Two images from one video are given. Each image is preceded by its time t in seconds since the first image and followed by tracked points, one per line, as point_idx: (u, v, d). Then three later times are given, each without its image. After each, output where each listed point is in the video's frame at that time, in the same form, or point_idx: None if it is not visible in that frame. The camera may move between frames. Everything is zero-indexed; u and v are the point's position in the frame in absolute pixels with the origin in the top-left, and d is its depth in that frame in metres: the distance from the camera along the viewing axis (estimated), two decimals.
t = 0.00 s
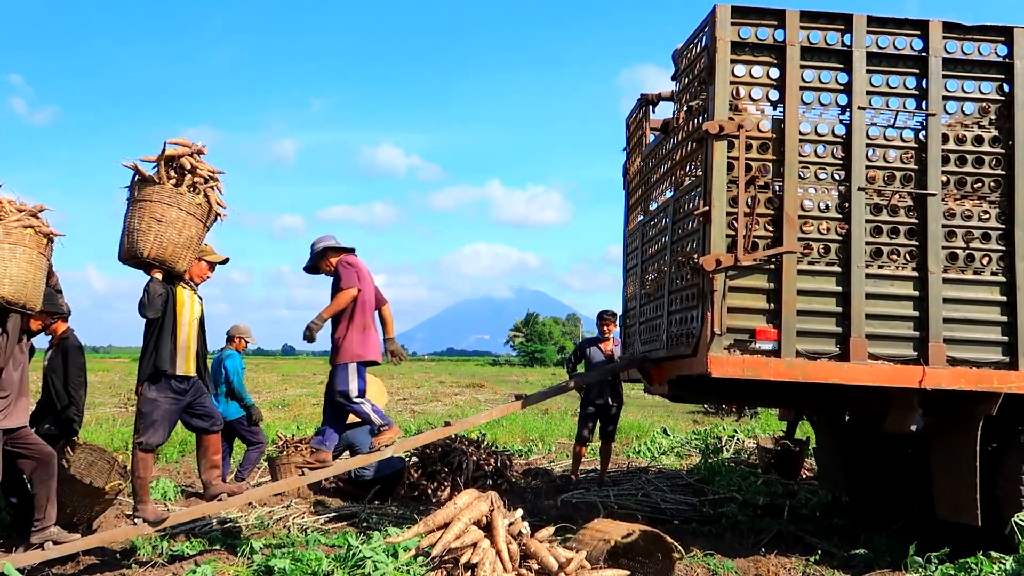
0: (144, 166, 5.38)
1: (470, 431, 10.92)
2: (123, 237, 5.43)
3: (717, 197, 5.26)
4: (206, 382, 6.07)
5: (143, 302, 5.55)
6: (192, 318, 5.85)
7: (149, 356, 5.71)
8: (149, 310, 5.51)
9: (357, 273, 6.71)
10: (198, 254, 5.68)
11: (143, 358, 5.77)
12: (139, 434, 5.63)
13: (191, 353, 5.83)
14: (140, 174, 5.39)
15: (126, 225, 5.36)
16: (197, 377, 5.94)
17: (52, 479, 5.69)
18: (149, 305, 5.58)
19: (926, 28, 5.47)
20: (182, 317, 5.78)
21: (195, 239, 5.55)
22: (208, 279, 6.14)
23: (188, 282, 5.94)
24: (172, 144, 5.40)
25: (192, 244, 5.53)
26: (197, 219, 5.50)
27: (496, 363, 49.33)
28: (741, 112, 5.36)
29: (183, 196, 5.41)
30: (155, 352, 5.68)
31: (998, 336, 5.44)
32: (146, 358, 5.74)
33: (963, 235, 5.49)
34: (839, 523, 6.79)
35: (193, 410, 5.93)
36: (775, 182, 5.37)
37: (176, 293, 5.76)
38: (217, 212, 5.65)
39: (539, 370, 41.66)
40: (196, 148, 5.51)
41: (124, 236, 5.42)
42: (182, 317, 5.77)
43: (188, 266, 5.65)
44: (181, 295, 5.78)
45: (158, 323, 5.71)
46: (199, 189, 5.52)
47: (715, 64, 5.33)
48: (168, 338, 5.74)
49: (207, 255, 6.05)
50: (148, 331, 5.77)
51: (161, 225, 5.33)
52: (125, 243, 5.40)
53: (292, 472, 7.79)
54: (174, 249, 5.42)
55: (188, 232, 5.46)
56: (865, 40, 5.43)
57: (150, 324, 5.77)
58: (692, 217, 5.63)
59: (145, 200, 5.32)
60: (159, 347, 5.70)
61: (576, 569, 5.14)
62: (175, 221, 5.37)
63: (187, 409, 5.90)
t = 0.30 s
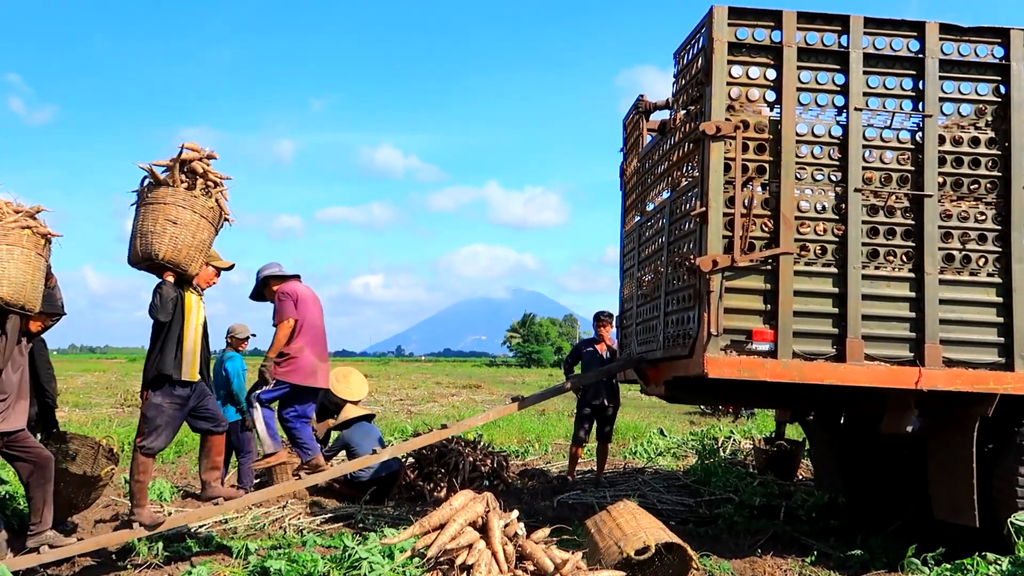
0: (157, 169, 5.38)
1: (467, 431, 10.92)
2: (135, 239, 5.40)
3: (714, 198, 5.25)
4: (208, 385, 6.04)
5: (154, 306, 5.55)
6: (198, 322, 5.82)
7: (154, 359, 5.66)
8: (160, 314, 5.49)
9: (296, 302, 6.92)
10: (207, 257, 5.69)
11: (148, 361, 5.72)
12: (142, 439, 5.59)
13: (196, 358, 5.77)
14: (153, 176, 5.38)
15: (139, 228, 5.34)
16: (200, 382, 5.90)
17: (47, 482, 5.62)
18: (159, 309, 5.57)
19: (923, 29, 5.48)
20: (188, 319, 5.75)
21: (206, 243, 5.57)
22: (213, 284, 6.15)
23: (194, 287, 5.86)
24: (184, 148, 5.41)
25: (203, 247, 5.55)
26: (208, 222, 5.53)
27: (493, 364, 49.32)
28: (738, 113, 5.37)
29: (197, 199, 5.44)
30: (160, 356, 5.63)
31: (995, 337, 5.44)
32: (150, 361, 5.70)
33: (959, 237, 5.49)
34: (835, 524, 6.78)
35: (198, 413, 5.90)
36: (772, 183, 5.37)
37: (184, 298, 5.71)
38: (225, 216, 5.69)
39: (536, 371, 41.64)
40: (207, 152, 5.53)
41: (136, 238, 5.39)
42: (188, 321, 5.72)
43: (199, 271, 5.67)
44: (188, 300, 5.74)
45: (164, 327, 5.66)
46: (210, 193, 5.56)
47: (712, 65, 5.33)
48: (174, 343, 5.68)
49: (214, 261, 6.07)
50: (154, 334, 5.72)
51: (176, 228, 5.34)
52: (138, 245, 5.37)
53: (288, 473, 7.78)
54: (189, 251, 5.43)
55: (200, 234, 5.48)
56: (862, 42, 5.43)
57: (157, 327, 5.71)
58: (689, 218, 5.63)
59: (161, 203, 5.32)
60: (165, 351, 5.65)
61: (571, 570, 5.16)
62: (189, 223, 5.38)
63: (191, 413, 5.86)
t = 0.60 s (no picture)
0: (185, 165, 5.33)
1: (461, 432, 10.92)
2: (162, 234, 5.33)
3: (709, 197, 5.25)
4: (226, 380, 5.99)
5: (183, 299, 5.49)
6: (220, 316, 5.85)
7: (177, 349, 5.64)
8: (189, 309, 5.43)
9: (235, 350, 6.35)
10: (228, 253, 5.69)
11: (169, 350, 5.70)
12: (152, 427, 5.54)
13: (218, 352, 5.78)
14: (181, 171, 5.33)
15: (167, 223, 5.29)
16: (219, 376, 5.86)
17: (45, 474, 5.68)
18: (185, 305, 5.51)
19: (918, 29, 5.49)
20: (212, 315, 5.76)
21: (231, 239, 5.58)
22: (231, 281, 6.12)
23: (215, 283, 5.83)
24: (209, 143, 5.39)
25: (228, 243, 5.56)
26: (233, 218, 5.53)
27: (488, 364, 49.31)
28: (734, 112, 5.37)
29: (226, 196, 5.45)
30: (185, 347, 5.62)
31: (989, 337, 5.46)
32: (172, 350, 5.68)
33: (954, 236, 5.50)
34: (830, 523, 6.79)
35: (214, 407, 5.82)
36: (767, 182, 5.38)
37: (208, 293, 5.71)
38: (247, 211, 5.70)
39: (531, 371, 41.66)
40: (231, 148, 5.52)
41: (162, 234, 5.34)
42: (212, 315, 5.75)
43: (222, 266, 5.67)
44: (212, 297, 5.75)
45: (190, 320, 5.64)
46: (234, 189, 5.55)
47: (707, 65, 5.33)
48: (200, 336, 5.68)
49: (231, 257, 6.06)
50: (179, 324, 5.70)
51: (206, 224, 5.32)
52: (166, 240, 5.32)
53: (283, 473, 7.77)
54: (216, 247, 5.43)
55: (225, 230, 5.49)
56: (857, 42, 5.44)
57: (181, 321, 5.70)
58: (684, 218, 5.63)
59: (191, 198, 5.28)
60: (190, 343, 5.64)
61: (567, 570, 5.20)
62: (217, 219, 5.38)
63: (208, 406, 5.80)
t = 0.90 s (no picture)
0: (224, 160, 5.38)
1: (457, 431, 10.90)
2: (200, 229, 5.37)
3: (705, 197, 5.26)
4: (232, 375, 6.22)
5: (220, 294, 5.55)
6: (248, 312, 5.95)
7: (216, 342, 5.78)
8: (228, 304, 5.55)
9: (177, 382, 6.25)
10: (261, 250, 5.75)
11: (204, 344, 5.81)
12: (217, 418, 5.74)
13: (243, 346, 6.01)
14: (221, 167, 5.38)
15: (205, 218, 5.33)
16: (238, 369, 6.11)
17: (44, 472, 5.70)
18: (223, 300, 5.60)
19: (913, 29, 5.50)
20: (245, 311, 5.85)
21: (264, 236, 5.64)
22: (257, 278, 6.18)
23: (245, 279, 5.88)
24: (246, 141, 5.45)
25: (262, 239, 5.61)
26: (267, 215, 5.59)
27: (484, 363, 49.28)
28: (730, 112, 5.37)
29: (262, 193, 5.53)
30: (228, 341, 5.82)
31: (984, 336, 5.47)
32: (208, 344, 5.79)
33: (949, 236, 5.51)
34: (826, 522, 6.79)
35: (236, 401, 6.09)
36: (763, 182, 5.38)
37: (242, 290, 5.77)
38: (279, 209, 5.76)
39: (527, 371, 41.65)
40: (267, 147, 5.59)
41: (200, 229, 5.38)
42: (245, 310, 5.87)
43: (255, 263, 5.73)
44: (244, 292, 5.77)
45: (227, 315, 5.78)
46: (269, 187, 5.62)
47: (703, 65, 5.33)
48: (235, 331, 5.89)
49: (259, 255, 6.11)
50: (211, 319, 5.81)
51: (243, 219, 5.38)
52: (204, 235, 5.36)
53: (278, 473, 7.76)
54: (252, 243, 5.50)
55: (261, 227, 5.54)
56: (852, 42, 5.45)
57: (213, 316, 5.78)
58: (680, 218, 5.64)
59: (231, 194, 5.34)
60: (226, 336, 5.80)
61: (563, 569, 5.20)
62: (254, 215, 5.44)
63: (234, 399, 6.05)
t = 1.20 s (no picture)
0: (271, 149, 5.41)
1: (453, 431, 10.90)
2: (246, 216, 5.39)
3: (702, 197, 5.26)
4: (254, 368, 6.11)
5: (265, 281, 5.54)
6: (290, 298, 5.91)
7: (256, 326, 5.72)
8: (272, 291, 5.51)
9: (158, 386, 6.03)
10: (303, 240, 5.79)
11: (246, 330, 5.76)
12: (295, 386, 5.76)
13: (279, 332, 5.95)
14: (267, 156, 5.42)
15: (250, 206, 5.36)
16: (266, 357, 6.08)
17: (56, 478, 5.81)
18: (266, 286, 5.56)
19: (909, 30, 5.51)
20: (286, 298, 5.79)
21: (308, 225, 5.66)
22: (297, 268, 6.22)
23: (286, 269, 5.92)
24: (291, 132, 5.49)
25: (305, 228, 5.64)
26: (310, 205, 5.62)
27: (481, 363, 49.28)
28: (727, 112, 5.38)
29: (307, 182, 5.56)
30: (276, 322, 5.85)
31: (979, 337, 5.48)
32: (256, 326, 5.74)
33: (945, 237, 5.52)
34: (821, 522, 6.80)
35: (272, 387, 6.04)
36: (760, 182, 5.39)
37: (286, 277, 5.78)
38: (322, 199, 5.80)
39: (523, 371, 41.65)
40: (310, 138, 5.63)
41: (244, 217, 5.41)
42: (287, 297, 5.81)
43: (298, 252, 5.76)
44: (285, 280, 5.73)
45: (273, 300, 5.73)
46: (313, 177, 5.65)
47: (700, 65, 5.34)
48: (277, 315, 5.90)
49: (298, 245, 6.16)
50: (249, 306, 5.76)
51: (288, 208, 5.41)
52: (249, 222, 5.38)
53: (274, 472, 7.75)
54: (295, 232, 5.52)
55: (304, 215, 5.57)
56: (849, 42, 5.46)
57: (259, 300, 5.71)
58: (676, 218, 5.64)
59: (277, 182, 5.38)
60: (262, 316, 5.71)
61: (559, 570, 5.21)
62: (298, 204, 5.47)
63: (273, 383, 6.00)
